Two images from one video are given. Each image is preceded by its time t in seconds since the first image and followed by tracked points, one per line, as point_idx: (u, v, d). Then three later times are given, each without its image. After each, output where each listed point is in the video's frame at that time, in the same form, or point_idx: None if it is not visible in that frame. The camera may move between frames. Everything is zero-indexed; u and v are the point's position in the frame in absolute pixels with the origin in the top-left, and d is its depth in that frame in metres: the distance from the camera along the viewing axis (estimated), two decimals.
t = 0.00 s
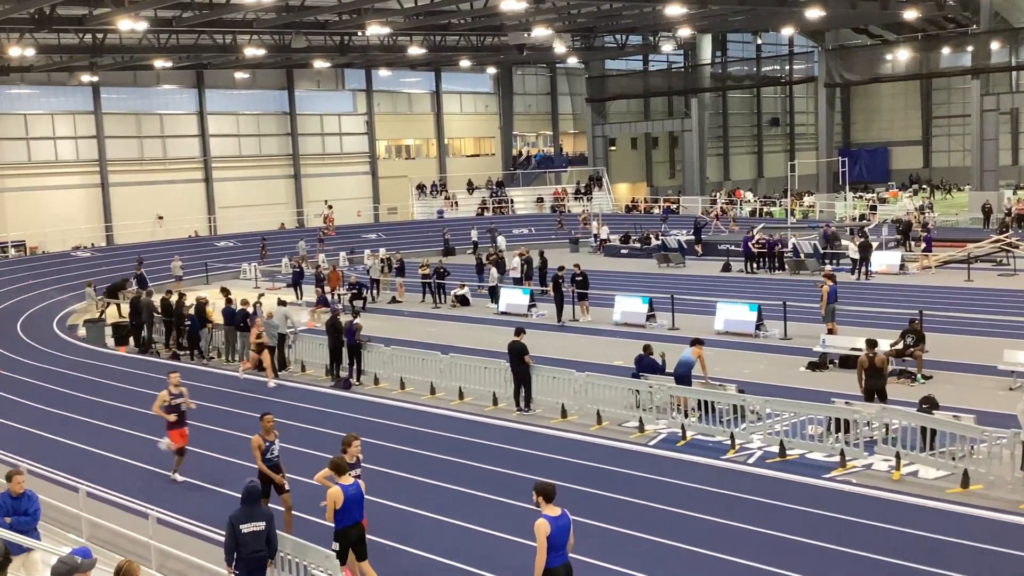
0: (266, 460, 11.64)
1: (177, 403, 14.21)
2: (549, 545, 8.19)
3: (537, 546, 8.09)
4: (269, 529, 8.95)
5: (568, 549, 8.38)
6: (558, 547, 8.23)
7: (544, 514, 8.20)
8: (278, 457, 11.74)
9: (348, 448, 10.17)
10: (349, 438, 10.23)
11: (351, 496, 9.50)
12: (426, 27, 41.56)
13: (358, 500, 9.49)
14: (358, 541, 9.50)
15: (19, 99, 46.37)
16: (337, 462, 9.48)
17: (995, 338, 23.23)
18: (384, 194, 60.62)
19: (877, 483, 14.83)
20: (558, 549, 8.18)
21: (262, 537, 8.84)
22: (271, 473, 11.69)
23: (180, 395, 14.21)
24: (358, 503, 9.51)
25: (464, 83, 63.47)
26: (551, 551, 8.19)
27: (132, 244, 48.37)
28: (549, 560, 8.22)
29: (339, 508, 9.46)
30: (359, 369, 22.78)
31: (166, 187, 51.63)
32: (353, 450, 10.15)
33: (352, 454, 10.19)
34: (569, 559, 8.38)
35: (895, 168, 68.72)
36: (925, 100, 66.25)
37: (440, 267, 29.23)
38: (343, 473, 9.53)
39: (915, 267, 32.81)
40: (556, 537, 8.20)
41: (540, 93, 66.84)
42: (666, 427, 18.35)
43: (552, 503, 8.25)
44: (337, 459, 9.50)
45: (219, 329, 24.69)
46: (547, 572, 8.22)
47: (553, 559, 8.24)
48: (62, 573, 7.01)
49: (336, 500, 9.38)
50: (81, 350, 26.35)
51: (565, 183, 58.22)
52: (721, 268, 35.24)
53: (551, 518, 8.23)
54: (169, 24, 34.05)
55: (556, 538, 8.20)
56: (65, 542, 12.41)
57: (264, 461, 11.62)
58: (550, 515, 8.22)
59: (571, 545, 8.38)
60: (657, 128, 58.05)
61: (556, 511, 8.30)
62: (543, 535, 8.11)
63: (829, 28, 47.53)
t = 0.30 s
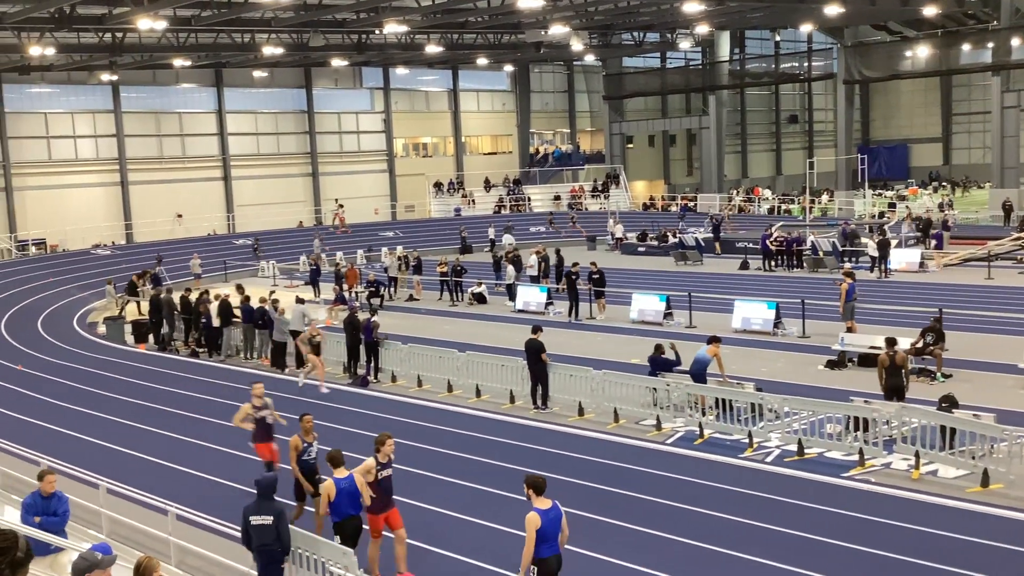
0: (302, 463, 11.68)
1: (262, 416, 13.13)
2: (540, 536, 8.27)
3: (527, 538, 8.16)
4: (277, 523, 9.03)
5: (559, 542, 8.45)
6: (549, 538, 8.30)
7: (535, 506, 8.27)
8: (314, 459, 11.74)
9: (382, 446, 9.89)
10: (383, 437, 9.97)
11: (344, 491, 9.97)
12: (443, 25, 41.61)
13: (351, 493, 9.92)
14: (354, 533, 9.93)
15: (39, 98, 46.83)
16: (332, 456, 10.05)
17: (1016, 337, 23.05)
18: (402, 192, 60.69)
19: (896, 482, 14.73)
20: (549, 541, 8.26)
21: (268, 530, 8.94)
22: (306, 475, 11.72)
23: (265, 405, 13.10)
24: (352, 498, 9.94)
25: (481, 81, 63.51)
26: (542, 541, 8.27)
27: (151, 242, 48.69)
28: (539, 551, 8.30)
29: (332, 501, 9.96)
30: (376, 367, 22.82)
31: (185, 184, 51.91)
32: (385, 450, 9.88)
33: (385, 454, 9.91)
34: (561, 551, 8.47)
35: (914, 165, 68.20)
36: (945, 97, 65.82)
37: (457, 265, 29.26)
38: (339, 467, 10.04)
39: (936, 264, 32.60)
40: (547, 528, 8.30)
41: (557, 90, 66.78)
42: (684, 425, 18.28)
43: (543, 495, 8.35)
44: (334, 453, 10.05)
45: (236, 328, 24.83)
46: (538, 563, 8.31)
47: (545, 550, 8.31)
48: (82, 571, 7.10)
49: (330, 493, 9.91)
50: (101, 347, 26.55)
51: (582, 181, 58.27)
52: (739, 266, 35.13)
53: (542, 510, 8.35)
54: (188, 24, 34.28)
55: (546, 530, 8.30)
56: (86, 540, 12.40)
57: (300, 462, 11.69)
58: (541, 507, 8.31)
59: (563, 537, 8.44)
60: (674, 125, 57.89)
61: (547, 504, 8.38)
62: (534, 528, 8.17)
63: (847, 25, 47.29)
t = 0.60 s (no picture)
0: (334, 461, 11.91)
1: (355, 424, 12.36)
2: (534, 531, 8.80)
3: (520, 532, 8.69)
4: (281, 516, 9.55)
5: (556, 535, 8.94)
6: (543, 533, 8.82)
7: (529, 502, 8.81)
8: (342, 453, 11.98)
9: (415, 447, 9.91)
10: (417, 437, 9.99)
11: (341, 482, 10.25)
12: (458, 22, 41.70)
13: (348, 486, 10.24)
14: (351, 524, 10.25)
15: (55, 96, 47.16)
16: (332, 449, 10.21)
17: None
18: (416, 190, 60.73)
19: (912, 480, 14.64)
20: (543, 535, 8.78)
21: (272, 522, 9.51)
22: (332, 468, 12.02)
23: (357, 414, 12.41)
24: (349, 490, 10.24)
25: (495, 79, 63.50)
26: (535, 537, 8.78)
27: (166, 239, 48.91)
28: (534, 545, 8.82)
29: (331, 494, 10.22)
30: (390, 364, 22.84)
31: (200, 182, 52.11)
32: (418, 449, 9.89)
33: (419, 454, 9.95)
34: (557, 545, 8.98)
35: (930, 162, 67.80)
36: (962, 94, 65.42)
37: (472, 262, 29.27)
38: (337, 461, 10.29)
39: (952, 262, 32.45)
40: (541, 524, 8.80)
41: (571, 88, 66.72)
42: (698, 423, 18.22)
43: (537, 491, 8.86)
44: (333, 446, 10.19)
45: (251, 326, 24.92)
46: (534, 556, 8.85)
47: (540, 545, 8.84)
48: (99, 568, 6.92)
49: (329, 487, 10.13)
50: (116, 344, 26.70)
51: (596, 179, 58.13)
52: (754, 263, 35.04)
53: (537, 505, 8.85)
54: (203, 22, 34.47)
55: (541, 525, 8.79)
56: (103, 535, 12.48)
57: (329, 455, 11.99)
58: (534, 503, 8.83)
59: (558, 530, 8.94)
60: (689, 123, 57.77)
61: (542, 500, 8.91)
62: (527, 523, 8.71)
63: (862, 22, 47.08)
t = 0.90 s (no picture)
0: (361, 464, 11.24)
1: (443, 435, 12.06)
2: (524, 522, 8.91)
3: (511, 522, 8.78)
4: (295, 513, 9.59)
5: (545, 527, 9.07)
6: (532, 525, 8.94)
7: (522, 494, 8.89)
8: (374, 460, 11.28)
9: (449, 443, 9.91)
10: (449, 435, 10.01)
11: (341, 473, 10.33)
12: (471, 20, 41.75)
13: (347, 477, 10.33)
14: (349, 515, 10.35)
15: (69, 95, 47.38)
16: (332, 442, 10.25)
17: None
18: (428, 188, 60.81)
19: (926, 479, 14.56)
20: (531, 527, 8.89)
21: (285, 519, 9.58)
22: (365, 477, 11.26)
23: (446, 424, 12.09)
24: (346, 481, 10.33)
25: (507, 77, 63.47)
26: (525, 528, 8.88)
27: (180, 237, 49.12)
28: (524, 536, 8.97)
29: (333, 485, 10.29)
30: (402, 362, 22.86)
31: (213, 181, 52.30)
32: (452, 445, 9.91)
33: (452, 452, 9.97)
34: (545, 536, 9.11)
35: (944, 160, 67.46)
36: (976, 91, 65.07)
37: (484, 260, 29.31)
38: (336, 452, 10.29)
39: (966, 261, 32.32)
40: (531, 516, 8.90)
41: (583, 86, 66.65)
42: (710, 422, 18.19)
43: (530, 484, 8.94)
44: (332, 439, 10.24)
45: (265, 324, 25.02)
46: (523, 547, 9.00)
47: (529, 536, 8.98)
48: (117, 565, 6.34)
49: (331, 479, 10.21)
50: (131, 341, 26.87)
51: (608, 177, 58.05)
52: (767, 261, 34.96)
53: (529, 497, 8.95)
54: (216, 21, 34.57)
55: (531, 517, 8.89)
56: (117, 533, 12.55)
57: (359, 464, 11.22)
58: (527, 495, 8.91)
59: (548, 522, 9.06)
60: (701, 120, 57.66)
61: (534, 491, 9.00)
62: (518, 514, 8.81)
63: (876, 19, 46.90)
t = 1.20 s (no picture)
0: (386, 467, 10.60)
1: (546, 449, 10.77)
2: (520, 515, 8.90)
3: (509, 515, 8.78)
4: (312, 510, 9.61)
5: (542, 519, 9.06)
6: (528, 518, 8.92)
7: (518, 487, 8.88)
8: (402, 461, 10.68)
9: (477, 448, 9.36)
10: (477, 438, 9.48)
11: (334, 468, 10.33)
12: (482, 19, 41.77)
13: (339, 472, 10.32)
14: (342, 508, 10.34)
15: (82, 94, 47.56)
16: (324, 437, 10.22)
17: None
18: (439, 186, 60.87)
19: (939, 479, 14.49)
20: (527, 519, 8.88)
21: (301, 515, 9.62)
22: (394, 480, 10.61)
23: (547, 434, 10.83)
24: (339, 475, 10.32)
25: (518, 75, 63.40)
26: (521, 520, 8.89)
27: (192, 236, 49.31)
28: (520, 528, 8.95)
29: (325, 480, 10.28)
30: (413, 360, 22.86)
31: (225, 179, 52.45)
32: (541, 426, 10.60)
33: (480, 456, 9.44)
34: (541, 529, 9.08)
35: (957, 158, 67.13)
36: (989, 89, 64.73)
37: (495, 259, 29.34)
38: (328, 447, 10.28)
39: (979, 260, 32.16)
40: (526, 508, 8.88)
41: (594, 84, 66.55)
42: (722, 420, 18.12)
43: (525, 477, 8.92)
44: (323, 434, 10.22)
45: (277, 322, 25.06)
46: (518, 540, 8.98)
47: (526, 529, 8.96)
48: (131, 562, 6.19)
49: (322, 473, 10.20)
50: (143, 339, 26.95)
51: (619, 175, 57.98)
52: (778, 260, 34.88)
53: (525, 490, 8.93)
54: (228, 19, 34.65)
55: (527, 509, 8.88)
56: (130, 529, 12.59)
57: (385, 467, 10.56)
58: (522, 488, 8.88)
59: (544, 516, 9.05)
60: (713, 118, 57.55)
61: (530, 485, 8.96)
62: (514, 508, 8.81)
63: (889, 16, 46.68)
